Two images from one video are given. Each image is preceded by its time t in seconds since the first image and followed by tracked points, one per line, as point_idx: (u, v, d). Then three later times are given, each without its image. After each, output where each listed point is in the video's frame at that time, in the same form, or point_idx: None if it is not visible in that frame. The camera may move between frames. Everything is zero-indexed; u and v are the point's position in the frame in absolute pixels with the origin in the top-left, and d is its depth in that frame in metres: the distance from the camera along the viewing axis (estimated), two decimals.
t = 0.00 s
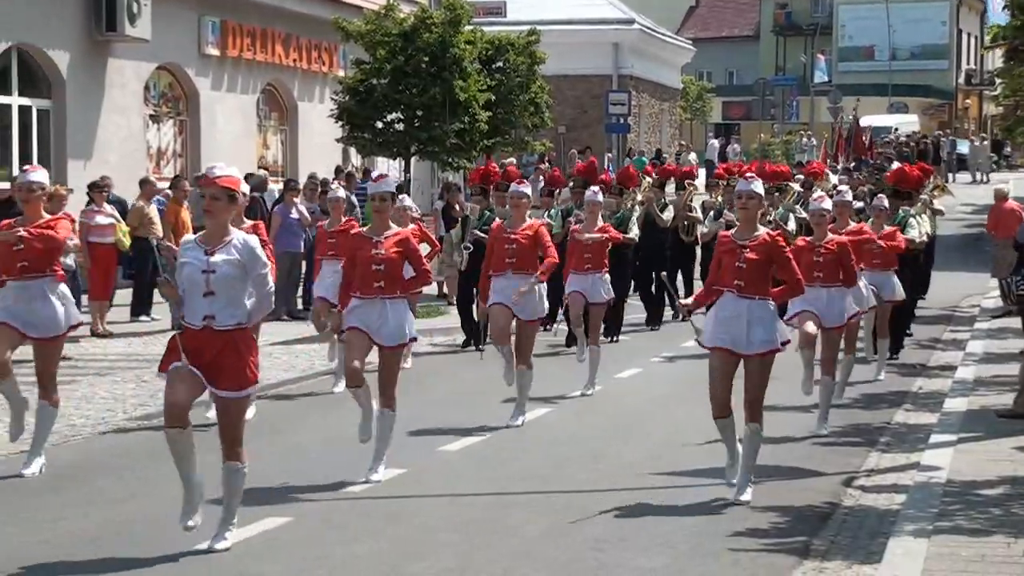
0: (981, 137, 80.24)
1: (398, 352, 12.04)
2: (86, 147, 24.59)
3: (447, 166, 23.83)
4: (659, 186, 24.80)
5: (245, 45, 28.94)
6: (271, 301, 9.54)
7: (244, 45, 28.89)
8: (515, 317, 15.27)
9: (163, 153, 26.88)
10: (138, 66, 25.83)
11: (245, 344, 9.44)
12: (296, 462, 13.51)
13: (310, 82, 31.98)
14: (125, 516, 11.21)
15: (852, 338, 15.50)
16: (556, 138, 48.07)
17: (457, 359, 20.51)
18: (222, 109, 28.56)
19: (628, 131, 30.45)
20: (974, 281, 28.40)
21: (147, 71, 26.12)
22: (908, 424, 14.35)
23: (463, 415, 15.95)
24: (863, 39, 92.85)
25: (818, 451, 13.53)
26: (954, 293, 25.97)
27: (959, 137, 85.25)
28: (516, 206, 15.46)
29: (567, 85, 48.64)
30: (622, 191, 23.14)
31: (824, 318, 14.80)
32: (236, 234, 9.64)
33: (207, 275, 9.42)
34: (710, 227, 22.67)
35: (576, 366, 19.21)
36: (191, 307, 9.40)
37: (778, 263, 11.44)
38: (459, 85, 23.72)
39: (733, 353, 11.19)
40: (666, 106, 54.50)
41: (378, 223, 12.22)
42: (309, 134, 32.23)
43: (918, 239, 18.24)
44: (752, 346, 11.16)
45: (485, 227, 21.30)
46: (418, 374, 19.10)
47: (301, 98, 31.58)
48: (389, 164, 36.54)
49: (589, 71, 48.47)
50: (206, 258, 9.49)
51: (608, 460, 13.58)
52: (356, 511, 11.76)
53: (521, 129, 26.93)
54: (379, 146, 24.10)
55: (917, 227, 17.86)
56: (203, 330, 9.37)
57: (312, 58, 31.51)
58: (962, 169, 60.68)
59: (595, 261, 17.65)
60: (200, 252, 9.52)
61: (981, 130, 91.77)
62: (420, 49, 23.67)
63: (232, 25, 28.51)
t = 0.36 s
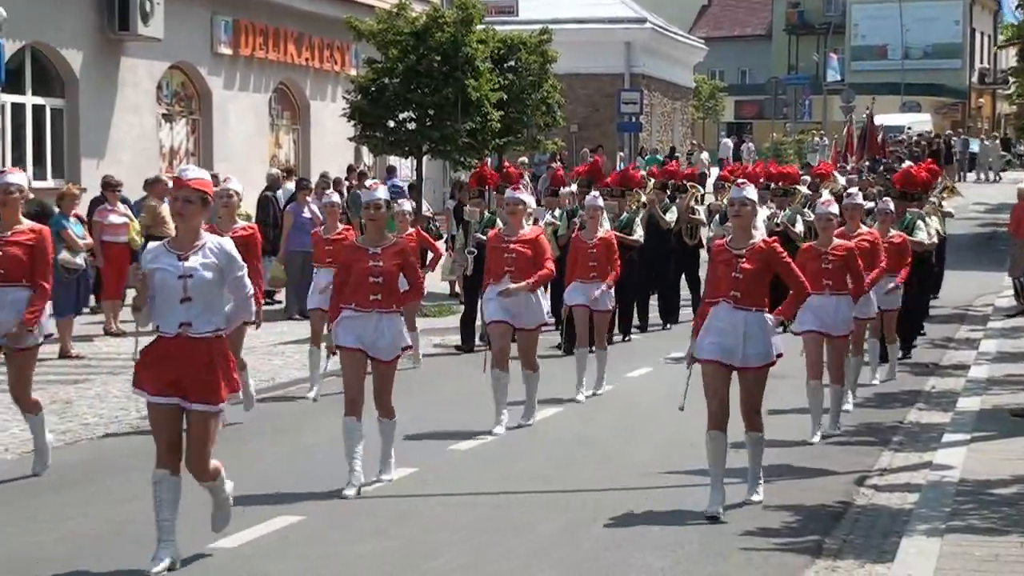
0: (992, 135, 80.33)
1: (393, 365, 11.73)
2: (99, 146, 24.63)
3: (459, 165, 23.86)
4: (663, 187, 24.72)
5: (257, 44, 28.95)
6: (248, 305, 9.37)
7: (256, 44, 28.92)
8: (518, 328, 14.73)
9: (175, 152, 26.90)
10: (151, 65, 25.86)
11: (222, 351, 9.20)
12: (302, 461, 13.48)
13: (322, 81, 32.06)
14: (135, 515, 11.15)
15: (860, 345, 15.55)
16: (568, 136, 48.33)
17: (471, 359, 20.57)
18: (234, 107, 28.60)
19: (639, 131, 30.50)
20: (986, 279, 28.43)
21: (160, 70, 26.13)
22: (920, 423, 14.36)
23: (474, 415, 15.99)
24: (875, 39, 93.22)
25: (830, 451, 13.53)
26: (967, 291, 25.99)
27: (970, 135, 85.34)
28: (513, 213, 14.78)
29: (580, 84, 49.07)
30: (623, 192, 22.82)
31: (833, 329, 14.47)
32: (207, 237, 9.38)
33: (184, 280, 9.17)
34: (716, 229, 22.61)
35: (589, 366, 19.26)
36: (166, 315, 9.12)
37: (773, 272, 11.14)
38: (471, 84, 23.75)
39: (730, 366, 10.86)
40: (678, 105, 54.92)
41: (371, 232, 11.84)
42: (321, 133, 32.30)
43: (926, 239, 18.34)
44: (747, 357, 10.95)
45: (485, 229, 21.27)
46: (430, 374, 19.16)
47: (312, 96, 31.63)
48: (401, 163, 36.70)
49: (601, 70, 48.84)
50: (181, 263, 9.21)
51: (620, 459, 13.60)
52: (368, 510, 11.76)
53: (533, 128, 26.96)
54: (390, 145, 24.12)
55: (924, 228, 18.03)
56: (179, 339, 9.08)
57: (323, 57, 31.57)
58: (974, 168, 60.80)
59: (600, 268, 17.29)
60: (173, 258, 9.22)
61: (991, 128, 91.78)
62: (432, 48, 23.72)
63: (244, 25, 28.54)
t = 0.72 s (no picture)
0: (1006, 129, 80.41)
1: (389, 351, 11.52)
2: (115, 141, 24.68)
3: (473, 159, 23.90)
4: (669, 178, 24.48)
5: (271, 39, 28.99)
6: (234, 299, 9.16)
7: (271, 38, 28.96)
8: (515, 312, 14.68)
9: (190, 146, 26.94)
10: (166, 60, 25.90)
11: (206, 349, 8.96)
12: (302, 462, 13.20)
13: (336, 75, 32.19)
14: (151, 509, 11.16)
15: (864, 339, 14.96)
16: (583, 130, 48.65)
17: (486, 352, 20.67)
18: (249, 102, 28.65)
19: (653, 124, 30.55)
20: (1002, 273, 28.48)
21: (175, 65, 26.16)
22: (935, 417, 14.38)
23: (487, 410, 16.03)
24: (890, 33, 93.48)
25: (845, 445, 13.55)
26: (981, 285, 26.02)
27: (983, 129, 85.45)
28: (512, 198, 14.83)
29: (595, 78, 49.37)
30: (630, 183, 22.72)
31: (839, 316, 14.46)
32: (192, 230, 9.17)
33: (170, 274, 8.95)
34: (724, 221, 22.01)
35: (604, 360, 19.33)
36: (150, 311, 8.88)
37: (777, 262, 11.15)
38: (485, 78, 23.78)
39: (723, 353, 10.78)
40: (692, 98, 55.27)
41: (365, 214, 11.79)
42: (335, 127, 32.42)
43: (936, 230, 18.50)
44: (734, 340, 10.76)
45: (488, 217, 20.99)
46: (444, 368, 19.23)
47: (326, 90, 31.73)
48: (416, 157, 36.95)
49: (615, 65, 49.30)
50: (165, 256, 8.98)
51: (637, 453, 13.63)
52: (383, 504, 11.78)
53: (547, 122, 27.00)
54: (404, 139, 24.16)
55: (933, 220, 18.13)
56: (164, 334, 8.85)
57: (337, 51, 31.69)
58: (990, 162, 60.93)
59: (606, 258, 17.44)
60: (157, 251, 9.00)
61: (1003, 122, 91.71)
62: (447, 42, 23.78)
63: (259, 18, 28.58)
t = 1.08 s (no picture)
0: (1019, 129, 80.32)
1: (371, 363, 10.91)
2: (129, 141, 24.68)
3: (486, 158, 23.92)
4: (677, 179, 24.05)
5: (283, 38, 28.99)
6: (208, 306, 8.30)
7: (284, 38, 28.99)
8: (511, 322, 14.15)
9: (203, 145, 26.97)
10: (179, 60, 25.90)
11: (177, 354, 8.22)
12: (314, 462, 13.18)
13: (349, 74, 32.25)
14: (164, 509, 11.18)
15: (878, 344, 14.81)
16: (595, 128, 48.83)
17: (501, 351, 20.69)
18: (262, 101, 28.70)
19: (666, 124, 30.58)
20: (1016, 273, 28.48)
21: (188, 64, 26.15)
22: (949, 416, 14.40)
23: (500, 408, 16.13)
24: (903, 32, 93.57)
25: (858, 444, 13.57)
26: (996, 284, 26.01)
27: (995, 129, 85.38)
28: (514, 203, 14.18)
29: (607, 77, 49.55)
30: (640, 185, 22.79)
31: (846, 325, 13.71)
32: (163, 228, 8.33)
33: (131, 277, 8.15)
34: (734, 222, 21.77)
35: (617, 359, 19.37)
36: (112, 316, 8.18)
37: (775, 265, 10.33)
38: (498, 77, 23.81)
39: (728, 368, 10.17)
40: (705, 97, 55.44)
41: (355, 223, 11.14)
42: (347, 127, 32.48)
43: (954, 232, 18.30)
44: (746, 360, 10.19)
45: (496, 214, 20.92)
46: (457, 367, 19.29)
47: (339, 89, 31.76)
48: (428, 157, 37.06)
49: (626, 64, 49.48)
50: (129, 257, 8.18)
51: (650, 452, 13.64)
52: (397, 503, 11.79)
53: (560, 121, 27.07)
54: (417, 138, 24.20)
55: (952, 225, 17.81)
56: (125, 341, 8.14)
57: (350, 51, 31.77)
58: (1005, 160, 60.88)
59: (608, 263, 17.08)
60: (121, 250, 8.20)
61: (1014, 122, 91.65)
62: (459, 42, 23.80)
63: (272, 18, 28.60)
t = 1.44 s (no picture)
0: None
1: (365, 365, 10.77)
2: (145, 141, 24.69)
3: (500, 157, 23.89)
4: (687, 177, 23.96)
5: (298, 39, 29.02)
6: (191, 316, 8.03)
7: (299, 39, 29.02)
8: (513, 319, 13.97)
9: (217, 146, 27.00)
10: (194, 61, 25.91)
11: (152, 369, 7.91)
12: (329, 463, 13.20)
13: (364, 74, 32.28)
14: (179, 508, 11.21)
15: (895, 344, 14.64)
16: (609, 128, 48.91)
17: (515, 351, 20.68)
18: (276, 102, 28.75)
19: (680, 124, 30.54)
20: None
21: (203, 64, 26.16)
22: (965, 417, 14.38)
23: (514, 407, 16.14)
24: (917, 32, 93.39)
25: (873, 444, 13.56)
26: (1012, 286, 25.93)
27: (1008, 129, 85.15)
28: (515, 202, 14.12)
29: (621, 77, 49.69)
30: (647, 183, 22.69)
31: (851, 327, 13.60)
32: (138, 238, 8.08)
33: (103, 289, 7.89)
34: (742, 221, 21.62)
35: (630, 360, 19.37)
36: (83, 330, 7.86)
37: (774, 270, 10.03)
38: (512, 78, 23.83)
39: (728, 376, 9.82)
40: (720, 97, 55.47)
41: (340, 220, 11.13)
42: (362, 127, 32.51)
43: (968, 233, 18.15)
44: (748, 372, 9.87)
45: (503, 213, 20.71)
46: (472, 368, 19.31)
47: (353, 90, 31.78)
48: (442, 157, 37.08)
49: (641, 65, 49.55)
50: (102, 268, 7.92)
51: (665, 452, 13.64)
52: (412, 502, 11.80)
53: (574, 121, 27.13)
54: (431, 139, 24.20)
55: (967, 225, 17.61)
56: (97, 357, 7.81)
57: (365, 51, 31.82)
58: (1021, 161, 60.73)
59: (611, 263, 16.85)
60: (95, 262, 7.94)
61: None
62: (473, 42, 23.81)
63: (288, 19, 28.62)
